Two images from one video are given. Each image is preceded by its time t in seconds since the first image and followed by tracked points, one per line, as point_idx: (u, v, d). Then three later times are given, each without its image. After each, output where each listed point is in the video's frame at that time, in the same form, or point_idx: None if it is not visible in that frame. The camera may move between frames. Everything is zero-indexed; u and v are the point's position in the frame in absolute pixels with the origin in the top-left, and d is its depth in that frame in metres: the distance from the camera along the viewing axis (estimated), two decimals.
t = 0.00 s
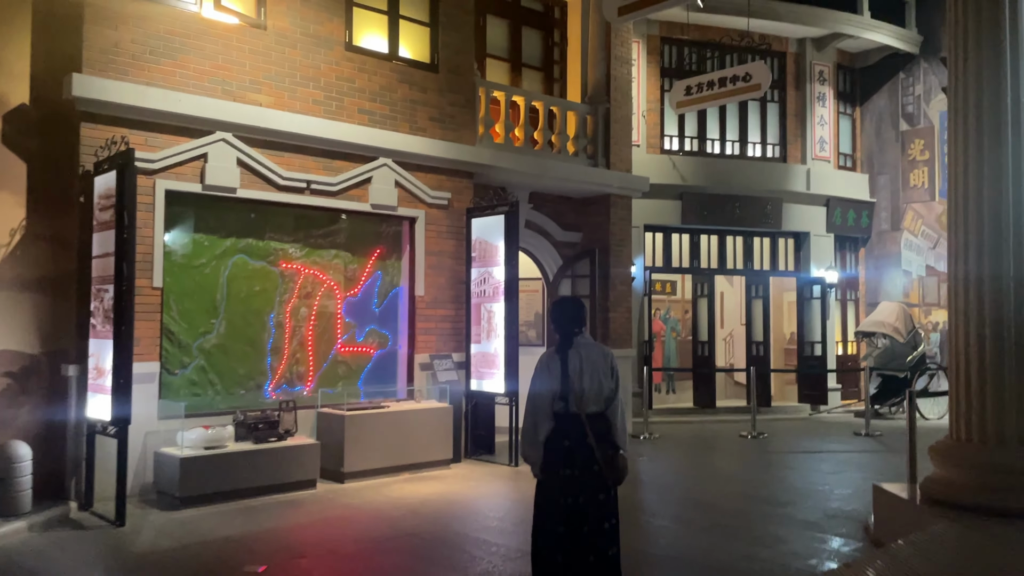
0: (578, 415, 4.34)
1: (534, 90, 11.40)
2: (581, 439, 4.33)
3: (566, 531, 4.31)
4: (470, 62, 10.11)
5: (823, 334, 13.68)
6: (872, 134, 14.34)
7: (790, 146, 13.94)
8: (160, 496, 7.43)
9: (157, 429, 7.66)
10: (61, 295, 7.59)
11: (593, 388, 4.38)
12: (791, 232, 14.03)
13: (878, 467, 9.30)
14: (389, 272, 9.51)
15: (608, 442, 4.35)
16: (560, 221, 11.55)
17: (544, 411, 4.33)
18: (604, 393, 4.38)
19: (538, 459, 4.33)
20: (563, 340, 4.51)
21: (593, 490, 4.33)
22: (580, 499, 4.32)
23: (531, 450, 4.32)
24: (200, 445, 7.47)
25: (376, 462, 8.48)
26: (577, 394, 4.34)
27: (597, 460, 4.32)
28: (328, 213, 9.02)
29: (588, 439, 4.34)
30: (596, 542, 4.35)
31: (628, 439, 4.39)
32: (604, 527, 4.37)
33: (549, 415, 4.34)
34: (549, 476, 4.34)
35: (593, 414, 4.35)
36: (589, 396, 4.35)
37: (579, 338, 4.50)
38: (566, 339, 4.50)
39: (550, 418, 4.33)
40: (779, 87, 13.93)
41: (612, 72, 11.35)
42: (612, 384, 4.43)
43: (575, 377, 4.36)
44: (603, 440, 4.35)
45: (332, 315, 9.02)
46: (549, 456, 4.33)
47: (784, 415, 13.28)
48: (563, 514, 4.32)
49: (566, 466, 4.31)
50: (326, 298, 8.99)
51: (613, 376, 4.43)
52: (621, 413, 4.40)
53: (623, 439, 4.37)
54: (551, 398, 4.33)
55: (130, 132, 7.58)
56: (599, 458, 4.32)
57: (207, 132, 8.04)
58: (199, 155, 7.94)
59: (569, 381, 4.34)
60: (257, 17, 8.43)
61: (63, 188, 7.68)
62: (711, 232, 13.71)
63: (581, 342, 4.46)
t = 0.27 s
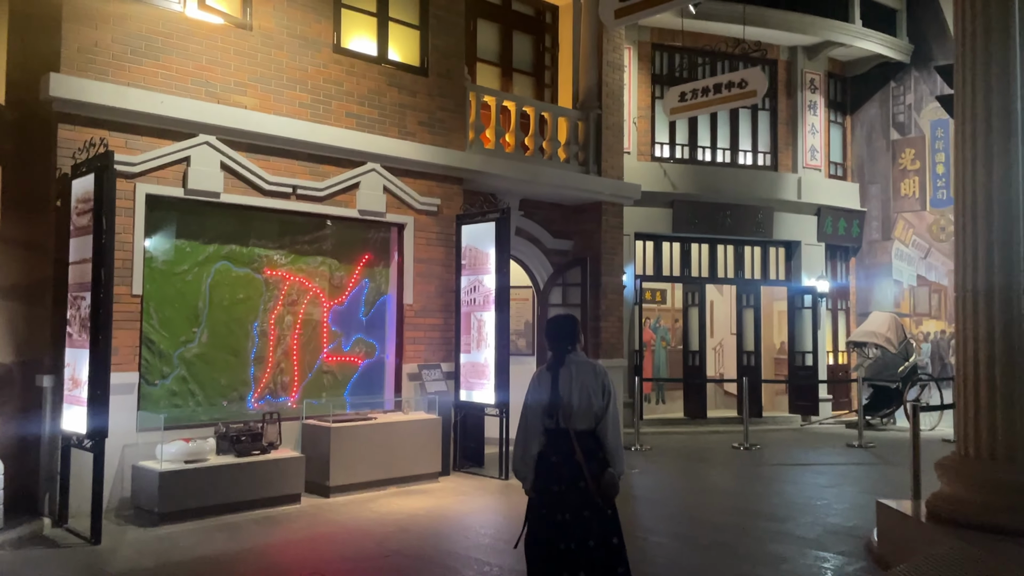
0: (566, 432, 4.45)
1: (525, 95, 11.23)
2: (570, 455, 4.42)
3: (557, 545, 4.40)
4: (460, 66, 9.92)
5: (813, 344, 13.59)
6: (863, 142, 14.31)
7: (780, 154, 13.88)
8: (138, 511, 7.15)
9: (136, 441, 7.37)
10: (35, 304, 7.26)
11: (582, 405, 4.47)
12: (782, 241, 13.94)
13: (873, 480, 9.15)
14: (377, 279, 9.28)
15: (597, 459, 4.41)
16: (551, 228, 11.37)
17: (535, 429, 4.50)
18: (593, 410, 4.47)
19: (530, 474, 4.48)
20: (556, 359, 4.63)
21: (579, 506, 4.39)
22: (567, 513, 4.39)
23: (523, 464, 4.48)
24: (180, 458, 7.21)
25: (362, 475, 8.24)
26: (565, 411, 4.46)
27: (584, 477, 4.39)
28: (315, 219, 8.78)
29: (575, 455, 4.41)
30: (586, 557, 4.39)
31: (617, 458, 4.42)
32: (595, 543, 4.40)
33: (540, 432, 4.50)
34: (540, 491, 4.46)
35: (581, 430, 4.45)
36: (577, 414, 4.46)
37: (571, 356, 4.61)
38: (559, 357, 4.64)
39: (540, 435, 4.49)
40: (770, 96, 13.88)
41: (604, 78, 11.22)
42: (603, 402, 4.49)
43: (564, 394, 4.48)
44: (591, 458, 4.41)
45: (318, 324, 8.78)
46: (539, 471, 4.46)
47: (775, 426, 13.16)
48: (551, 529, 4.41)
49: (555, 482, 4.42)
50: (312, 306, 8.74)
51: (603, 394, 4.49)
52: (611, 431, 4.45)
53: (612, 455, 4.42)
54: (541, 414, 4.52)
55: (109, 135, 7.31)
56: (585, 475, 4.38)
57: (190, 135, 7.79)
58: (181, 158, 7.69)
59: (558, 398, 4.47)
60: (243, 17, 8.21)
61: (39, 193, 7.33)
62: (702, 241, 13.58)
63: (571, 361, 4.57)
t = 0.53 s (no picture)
0: (561, 431, 4.41)
1: (517, 97, 11.08)
2: (563, 454, 4.39)
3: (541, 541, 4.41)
4: (452, 67, 9.76)
5: (804, 351, 13.60)
6: (853, 149, 14.36)
7: (771, 161, 13.83)
8: (118, 522, 6.89)
9: (116, 449, 7.10)
10: (11, 305, 7.06)
11: (579, 405, 4.42)
12: (772, 248, 13.89)
13: (868, 489, 9.05)
14: (366, 283, 9.08)
15: (591, 459, 4.40)
16: (542, 232, 11.21)
17: (530, 425, 4.45)
18: (590, 410, 4.43)
19: (524, 470, 4.46)
20: (553, 359, 4.59)
21: (567, 504, 4.39)
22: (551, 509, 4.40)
23: (516, 462, 4.47)
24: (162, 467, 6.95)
25: (351, 484, 8.02)
26: (562, 410, 4.42)
27: (576, 476, 4.37)
28: (303, 221, 8.57)
29: (568, 455, 4.38)
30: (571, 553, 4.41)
31: (613, 458, 4.39)
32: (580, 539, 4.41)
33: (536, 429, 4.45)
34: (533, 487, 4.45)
35: (576, 430, 4.41)
36: (574, 414, 4.41)
37: (569, 356, 4.57)
38: (557, 357, 4.60)
39: (536, 432, 4.44)
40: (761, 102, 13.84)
41: (596, 82, 11.11)
42: (600, 403, 4.45)
43: (561, 393, 4.44)
44: (585, 458, 4.39)
45: (305, 329, 8.54)
46: (533, 468, 4.43)
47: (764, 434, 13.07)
48: (536, 524, 4.42)
49: (547, 478, 4.40)
50: (300, 310, 8.51)
51: (601, 395, 4.45)
52: (608, 431, 4.41)
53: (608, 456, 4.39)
54: (536, 413, 4.47)
55: (91, 132, 7.07)
56: (576, 475, 4.36)
57: (175, 133, 7.56)
58: (166, 157, 7.46)
59: (554, 397, 4.44)
60: (230, 13, 7.99)
61: (17, 191, 7.14)
62: (693, 247, 13.48)
63: (570, 361, 4.52)
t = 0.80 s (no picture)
0: (564, 435, 4.27)
1: (509, 96, 10.87)
2: (567, 458, 4.25)
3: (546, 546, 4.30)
4: (443, 63, 9.53)
5: (797, 357, 13.47)
6: (845, 154, 14.20)
7: (764, 163, 13.72)
8: (96, 533, 6.59)
9: (94, 456, 6.80)
10: None
11: (581, 408, 4.28)
12: (764, 251, 13.75)
13: (866, 497, 8.89)
14: (355, 285, 8.81)
15: (595, 463, 4.25)
16: (534, 234, 11.00)
17: (532, 429, 4.32)
18: (593, 413, 4.29)
19: (528, 475, 4.33)
20: (553, 361, 4.45)
21: (574, 509, 4.26)
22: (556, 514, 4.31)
23: (521, 468, 4.34)
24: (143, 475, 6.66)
25: (338, 493, 7.76)
26: (565, 414, 4.27)
27: (582, 481, 4.22)
28: (290, 220, 8.29)
29: (574, 459, 4.24)
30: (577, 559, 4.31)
31: (618, 461, 4.24)
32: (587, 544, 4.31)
33: (538, 433, 4.32)
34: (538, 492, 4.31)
35: (580, 433, 4.26)
36: (577, 416, 4.26)
37: (568, 359, 4.43)
38: (557, 360, 4.45)
39: (538, 436, 4.31)
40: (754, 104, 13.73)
41: (590, 81, 10.92)
42: (603, 405, 4.31)
43: (563, 397, 4.30)
44: (590, 462, 4.26)
45: (291, 332, 8.26)
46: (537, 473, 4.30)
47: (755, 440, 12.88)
48: (544, 530, 4.32)
49: (552, 484, 4.27)
50: (286, 312, 8.24)
51: (603, 397, 4.30)
52: (612, 435, 4.26)
53: (612, 459, 4.24)
54: (541, 416, 4.33)
55: (70, 125, 6.77)
56: (583, 480, 4.22)
57: (158, 128, 7.28)
58: (147, 152, 7.16)
59: (556, 401, 4.31)
60: (216, 5, 7.71)
61: None
62: (685, 250, 13.33)
63: (569, 363, 4.38)
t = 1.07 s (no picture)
0: (575, 435, 4.13)
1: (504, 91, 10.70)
2: (580, 458, 4.08)
3: (559, 547, 4.04)
4: (438, 57, 9.34)
5: (790, 356, 13.41)
6: (839, 152, 14.18)
7: (758, 161, 13.63)
8: (79, 536, 6.38)
9: (78, 457, 6.58)
10: None
11: (592, 407, 4.15)
12: (758, 250, 13.66)
13: (865, 500, 8.79)
14: (346, 282, 8.61)
15: (608, 463, 4.08)
16: (528, 231, 10.84)
17: (544, 430, 4.17)
18: (604, 412, 4.16)
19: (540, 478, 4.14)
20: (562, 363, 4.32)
21: (589, 509, 4.03)
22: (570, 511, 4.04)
23: (533, 470, 4.17)
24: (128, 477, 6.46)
25: (330, 494, 7.58)
26: (576, 413, 4.14)
27: (596, 480, 4.04)
28: (281, 216, 8.09)
29: (587, 460, 4.07)
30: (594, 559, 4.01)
31: (630, 461, 4.10)
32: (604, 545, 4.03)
33: (549, 433, 4.16)
34: (551, 496, 4.10)
35: (592, 433, 4.12)
36: (588, 416, 4.13)
37: (578, 360, 4.29)
38: (567, 362, 4.31)
39: (550, 438, 4.16)
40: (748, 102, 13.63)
41: (586, 76, 10.78)
42: (613, 405, 4.18)
43: (573, 397, 4.16)
44: (603, 462, 4.08)
45: (282, 330, 8.06)
46: (549, 475, 4.11)
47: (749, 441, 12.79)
48: (558, 531, 4.07)
49: (565, 484, 4.07)
50: (277, 309, 8.03)
51: (613, 396, 4.18)
52: (623, 434, 4.13)
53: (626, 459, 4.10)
54: (552, 417, 4.18)
55: (54, 116, 6.56)
56: (596, 480, 4.04)
57: (146, 120, 7.06)
58: (134, 144, 6.95)
59: (568, 401, 4.16)
60: None
61: None
62: (679, 248, 13.21)
63: (578, 363, 4.26)
